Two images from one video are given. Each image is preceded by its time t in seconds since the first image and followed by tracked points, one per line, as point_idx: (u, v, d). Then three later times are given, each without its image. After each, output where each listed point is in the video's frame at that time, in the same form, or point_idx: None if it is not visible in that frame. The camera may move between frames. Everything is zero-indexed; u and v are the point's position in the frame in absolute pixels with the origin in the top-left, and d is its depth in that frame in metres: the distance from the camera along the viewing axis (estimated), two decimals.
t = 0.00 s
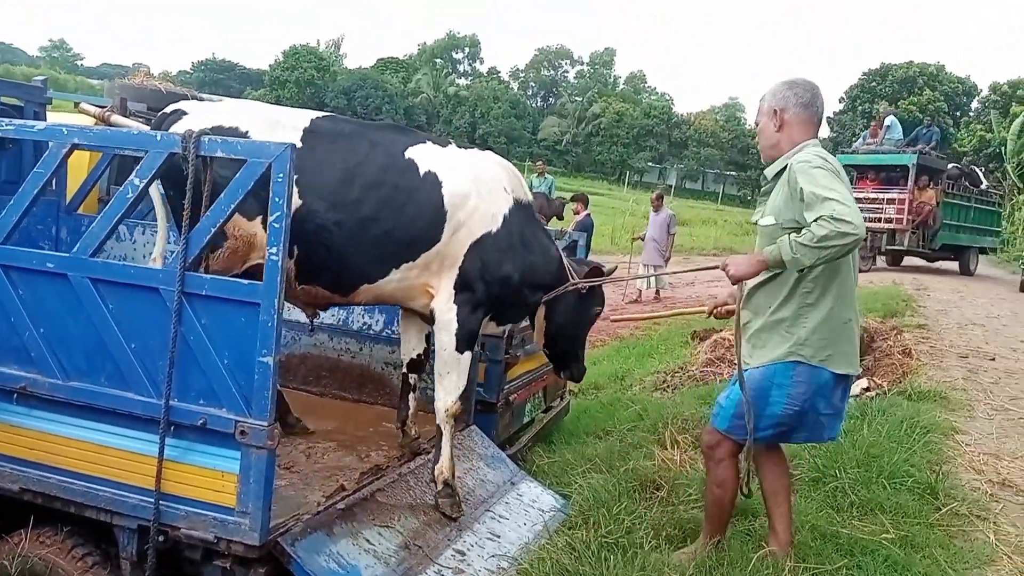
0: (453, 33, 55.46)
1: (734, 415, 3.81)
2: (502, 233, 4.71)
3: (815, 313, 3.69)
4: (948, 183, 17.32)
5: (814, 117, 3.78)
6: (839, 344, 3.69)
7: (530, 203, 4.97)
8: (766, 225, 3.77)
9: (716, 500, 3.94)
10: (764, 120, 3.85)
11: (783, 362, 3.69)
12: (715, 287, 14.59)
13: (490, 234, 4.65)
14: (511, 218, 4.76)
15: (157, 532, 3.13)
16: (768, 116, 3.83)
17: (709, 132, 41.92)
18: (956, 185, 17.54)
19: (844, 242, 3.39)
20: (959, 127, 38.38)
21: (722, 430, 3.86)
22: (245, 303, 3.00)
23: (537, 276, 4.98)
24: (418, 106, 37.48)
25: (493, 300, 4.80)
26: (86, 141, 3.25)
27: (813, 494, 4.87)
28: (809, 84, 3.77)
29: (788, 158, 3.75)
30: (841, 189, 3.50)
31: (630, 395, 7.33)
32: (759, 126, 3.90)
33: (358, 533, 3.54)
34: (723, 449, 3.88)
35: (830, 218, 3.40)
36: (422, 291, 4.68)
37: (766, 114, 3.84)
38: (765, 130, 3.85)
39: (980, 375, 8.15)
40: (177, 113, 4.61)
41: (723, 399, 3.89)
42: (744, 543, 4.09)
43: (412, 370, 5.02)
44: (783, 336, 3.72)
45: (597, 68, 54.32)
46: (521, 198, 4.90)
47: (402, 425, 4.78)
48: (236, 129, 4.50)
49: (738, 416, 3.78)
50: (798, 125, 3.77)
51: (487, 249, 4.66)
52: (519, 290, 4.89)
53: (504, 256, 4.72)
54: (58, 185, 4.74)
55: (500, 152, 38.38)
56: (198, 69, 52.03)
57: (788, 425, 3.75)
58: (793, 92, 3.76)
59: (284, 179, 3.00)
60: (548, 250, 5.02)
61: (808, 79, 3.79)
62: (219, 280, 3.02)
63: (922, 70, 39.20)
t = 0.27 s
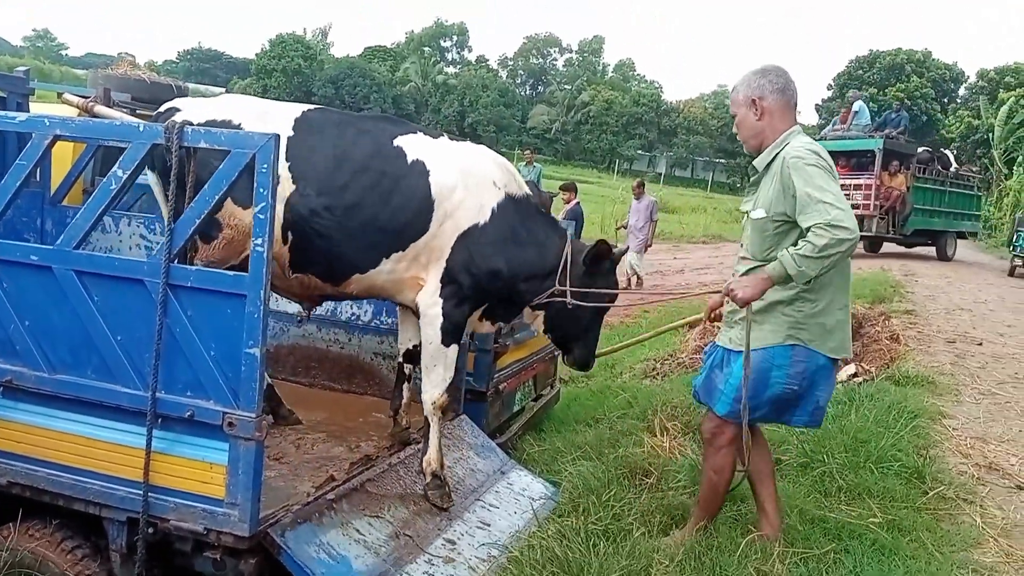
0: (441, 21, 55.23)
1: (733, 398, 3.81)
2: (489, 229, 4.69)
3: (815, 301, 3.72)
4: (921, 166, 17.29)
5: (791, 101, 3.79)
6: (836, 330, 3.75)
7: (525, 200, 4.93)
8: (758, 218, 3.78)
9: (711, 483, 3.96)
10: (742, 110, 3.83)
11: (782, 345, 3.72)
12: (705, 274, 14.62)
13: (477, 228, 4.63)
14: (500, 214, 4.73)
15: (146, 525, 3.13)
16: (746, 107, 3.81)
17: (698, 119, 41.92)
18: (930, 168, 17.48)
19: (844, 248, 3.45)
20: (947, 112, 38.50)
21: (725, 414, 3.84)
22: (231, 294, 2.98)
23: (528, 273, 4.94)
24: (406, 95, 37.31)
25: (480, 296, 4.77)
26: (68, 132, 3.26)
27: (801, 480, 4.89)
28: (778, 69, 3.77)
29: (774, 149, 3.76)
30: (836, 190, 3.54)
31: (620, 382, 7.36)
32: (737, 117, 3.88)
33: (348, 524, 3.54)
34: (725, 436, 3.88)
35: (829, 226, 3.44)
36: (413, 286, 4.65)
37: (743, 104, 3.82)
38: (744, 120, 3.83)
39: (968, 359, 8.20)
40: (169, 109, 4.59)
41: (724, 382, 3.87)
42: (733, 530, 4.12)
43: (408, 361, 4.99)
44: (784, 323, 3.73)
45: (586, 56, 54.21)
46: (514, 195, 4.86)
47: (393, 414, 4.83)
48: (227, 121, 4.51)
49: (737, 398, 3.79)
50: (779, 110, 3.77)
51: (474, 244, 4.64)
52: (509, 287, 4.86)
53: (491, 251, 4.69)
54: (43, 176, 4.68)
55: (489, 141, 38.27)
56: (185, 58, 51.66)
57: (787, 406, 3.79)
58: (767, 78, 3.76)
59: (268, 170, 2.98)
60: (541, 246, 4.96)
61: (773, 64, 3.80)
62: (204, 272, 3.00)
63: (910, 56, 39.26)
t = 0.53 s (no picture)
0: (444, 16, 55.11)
1: (760, 379, 3.80)
2: (481, 216, 4.62)
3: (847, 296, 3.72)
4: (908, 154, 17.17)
5: (789, 109, 3.80)
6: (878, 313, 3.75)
7: (519, 184, 4.84)
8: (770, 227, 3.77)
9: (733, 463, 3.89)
10: (741, 117, 3.82)
11: (816, 332, 3.72)
12: (710, 268, 14.58)
13: (468, 217, 4.58)
14: (492, 200, 4.65)
15: (155, 523, 3.14)
16: (745, 113, 3.80)
17: (702, 112, 41.80)
18: (917, 158, 17.34)
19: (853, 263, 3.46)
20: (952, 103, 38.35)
21: (749, 393, 3.83)
22: (236, 293, 2.99)
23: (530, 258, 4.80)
24: (410, 90, 37.23)
25: (478, 287, 4.70)
26: (70, 133, 3.27)
27: (809, 473, 4.88)
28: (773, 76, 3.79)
29: (778, 155, 3.76)
30: (836, 200, 3.54)
31: (626, 377, 7.35)
32: (734, 124, 3.87)
33: (355, 520, 3.55)
34: (736, 412, 3.85)
35: (837, 246, 3.45)
36: (407, 276, 4.64)
37: (742, 111, 3.82)
38: (744, 126, 3.82)
39: (974, 352, 8.18)
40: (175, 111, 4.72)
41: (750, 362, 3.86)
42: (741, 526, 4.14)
43: (408, 359, 4.96)
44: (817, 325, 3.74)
45: (589, 49, 54.09)
46: (506, 180, 4.78)
47: (397, 411, 4.79)
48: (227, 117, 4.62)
49: (764, 379, 3.78)
50: (778, 117, 3.78)
51: (466, 233, 4.58)
52: (508, 274, 4.76)
53: (483, 237, 4.60)
54: (48, 177, 4.69)
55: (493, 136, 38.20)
56: (188, 56, 51.63)
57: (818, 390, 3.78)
58: (765, 85, 3.77)
59: (272, 169, 2.99)
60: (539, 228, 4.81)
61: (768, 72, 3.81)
62: (209, 271, 3.01)
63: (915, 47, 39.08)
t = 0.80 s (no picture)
0: None
1: (771, 379, 3.71)
2: (472, 195, 4.60)
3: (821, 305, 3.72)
4: (889, 140, 17.06)
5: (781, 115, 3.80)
6: (863, 321, 3.66)
7: (511, 163, 4.82)
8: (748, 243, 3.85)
9: (738, 470, 3.73)
10: (734, 123, 3.80)
11: (819, 330, 3.68)
12: (709, 254, 14.59)
13: (457, 196, 4.57)
14: (482, 178, 4.64)
15: (154, 506, 3.16)
16: (738, 120, 3.78)
17: (702, 97, 41.67)
18: (899, 143, 17.21)
19: (738, 294, 3.58)
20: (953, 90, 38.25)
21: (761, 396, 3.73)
22: (236, 278, 3.00)
23: (521, 237, 4.78)
24: (409, 74, 37.07)
25: (466, 266, 4.70)
26: (69, 116, 3.25)
27: (805, 459, 4.90)
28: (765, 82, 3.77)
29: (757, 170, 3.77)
30: (761, 229, 3.58)
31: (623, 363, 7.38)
32: (725, 130, 3.86)
33: (353, 504, 3.57)
34: (748, 414, 3.74)
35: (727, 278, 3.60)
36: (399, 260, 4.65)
37: (733, 118, 3.80)
38: (736, 133, 3.81)
39: (971, 339, 8.20)
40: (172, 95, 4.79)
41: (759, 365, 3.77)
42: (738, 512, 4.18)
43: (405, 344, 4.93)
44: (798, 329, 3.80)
45: (590, 34, 53.86)
46: (498, 159, 4.76)
47: (395, 397, 4.79)
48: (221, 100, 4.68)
49: (775, 380, 3.70)
50: (769, 125, 3.79)
51: (456, 212, 4.57)
52: (499, 254, 4.73)
53: (473, 215, 4.60)
54: (46, 160, 4.67)
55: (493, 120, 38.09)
56: (187, 38, 51.39)
57: (826, 389, 3.72)
58: (758, 93, 3.74)
59: (272, 153, 2.99)
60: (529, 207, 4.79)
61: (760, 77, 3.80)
62: (210, 256, 3.01)
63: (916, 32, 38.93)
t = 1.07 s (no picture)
0: None
1: (750, 380, 3.74)
2: (459, 196, 4.59)
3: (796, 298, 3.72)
4: (860, 142, 16.86)
5: (782, 100, 3.84)
6: (836, 317, 3.68)
7: (494, 158, 4.82)
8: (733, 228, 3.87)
9: (725, 473, 3.78)
10: (735, 104, 3.83)
11: (794, 326, 3.69)
12: (701, 256, 14.61)
13: (443, 198, 4.55)
14: (468, 176, 4.63)
15: (142, 504, 3.15)
16: (739, 100, 3.81)
17: (695, 99, 41.73)
18: (870, 145, 17.01)
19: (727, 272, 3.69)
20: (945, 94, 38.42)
21: (740, 398, 3.76)
22: (227, 275, 2.99)
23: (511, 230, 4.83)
24: (402, 72, 36.97)
25: (456, 269, 4.68)
26: (61, 111, 3.24)
27: (793, 461, 4.92)
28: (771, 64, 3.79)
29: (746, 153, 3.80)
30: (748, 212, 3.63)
31: (614, 364, 7.39)
32: (726, 110, 3.89)
33: (342, 504, 3.58)
34: (734, 417, 3.79)
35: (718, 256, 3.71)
36: (384, 260, 4.65)
37: (735, 98, 3.83)
38: (737, 113, 3.84)
39: (960, 343, 8.24)
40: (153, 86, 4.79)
41: (738, 367, 3.80)
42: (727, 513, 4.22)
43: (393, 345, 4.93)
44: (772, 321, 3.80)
45: (584, 34, 53.89)
46: (481, 152, 4.75)
47: (385, 396, 4.78)
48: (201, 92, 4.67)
49: (755, 380, 3.73)
50: (771, 109, 3.82)
51: (442, 214, 4.55)
52: (490, 253, 4.75)
53: (462, 218, 4.58)
54: (37, 155, 4.64)
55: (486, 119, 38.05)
56: (179, 33, 51.18)
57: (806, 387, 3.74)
58: (764, 75, 3.77)
59: (265, 151, 2.98)
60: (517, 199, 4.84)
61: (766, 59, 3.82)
62: (201, 253, 3.00)
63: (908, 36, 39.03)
